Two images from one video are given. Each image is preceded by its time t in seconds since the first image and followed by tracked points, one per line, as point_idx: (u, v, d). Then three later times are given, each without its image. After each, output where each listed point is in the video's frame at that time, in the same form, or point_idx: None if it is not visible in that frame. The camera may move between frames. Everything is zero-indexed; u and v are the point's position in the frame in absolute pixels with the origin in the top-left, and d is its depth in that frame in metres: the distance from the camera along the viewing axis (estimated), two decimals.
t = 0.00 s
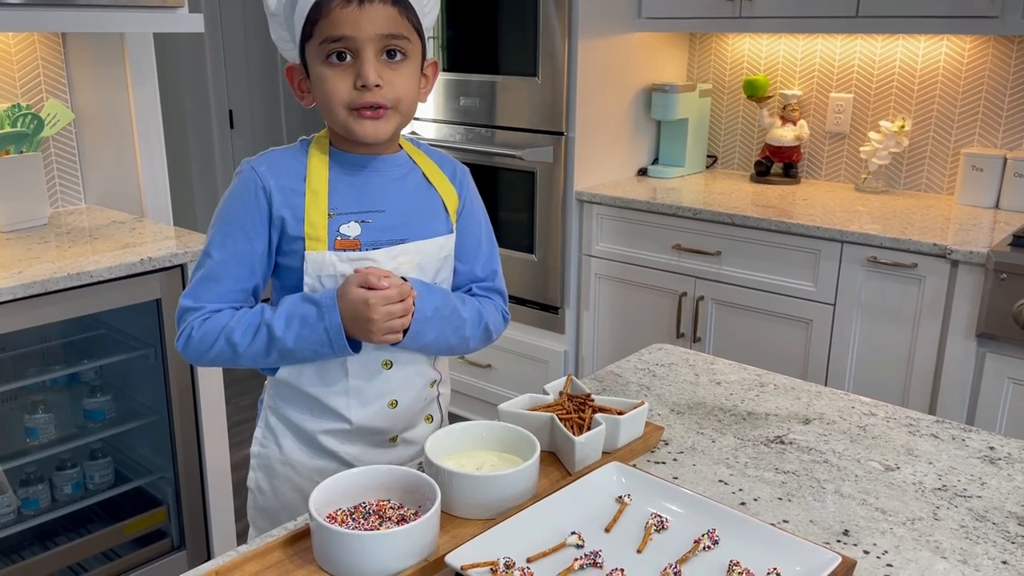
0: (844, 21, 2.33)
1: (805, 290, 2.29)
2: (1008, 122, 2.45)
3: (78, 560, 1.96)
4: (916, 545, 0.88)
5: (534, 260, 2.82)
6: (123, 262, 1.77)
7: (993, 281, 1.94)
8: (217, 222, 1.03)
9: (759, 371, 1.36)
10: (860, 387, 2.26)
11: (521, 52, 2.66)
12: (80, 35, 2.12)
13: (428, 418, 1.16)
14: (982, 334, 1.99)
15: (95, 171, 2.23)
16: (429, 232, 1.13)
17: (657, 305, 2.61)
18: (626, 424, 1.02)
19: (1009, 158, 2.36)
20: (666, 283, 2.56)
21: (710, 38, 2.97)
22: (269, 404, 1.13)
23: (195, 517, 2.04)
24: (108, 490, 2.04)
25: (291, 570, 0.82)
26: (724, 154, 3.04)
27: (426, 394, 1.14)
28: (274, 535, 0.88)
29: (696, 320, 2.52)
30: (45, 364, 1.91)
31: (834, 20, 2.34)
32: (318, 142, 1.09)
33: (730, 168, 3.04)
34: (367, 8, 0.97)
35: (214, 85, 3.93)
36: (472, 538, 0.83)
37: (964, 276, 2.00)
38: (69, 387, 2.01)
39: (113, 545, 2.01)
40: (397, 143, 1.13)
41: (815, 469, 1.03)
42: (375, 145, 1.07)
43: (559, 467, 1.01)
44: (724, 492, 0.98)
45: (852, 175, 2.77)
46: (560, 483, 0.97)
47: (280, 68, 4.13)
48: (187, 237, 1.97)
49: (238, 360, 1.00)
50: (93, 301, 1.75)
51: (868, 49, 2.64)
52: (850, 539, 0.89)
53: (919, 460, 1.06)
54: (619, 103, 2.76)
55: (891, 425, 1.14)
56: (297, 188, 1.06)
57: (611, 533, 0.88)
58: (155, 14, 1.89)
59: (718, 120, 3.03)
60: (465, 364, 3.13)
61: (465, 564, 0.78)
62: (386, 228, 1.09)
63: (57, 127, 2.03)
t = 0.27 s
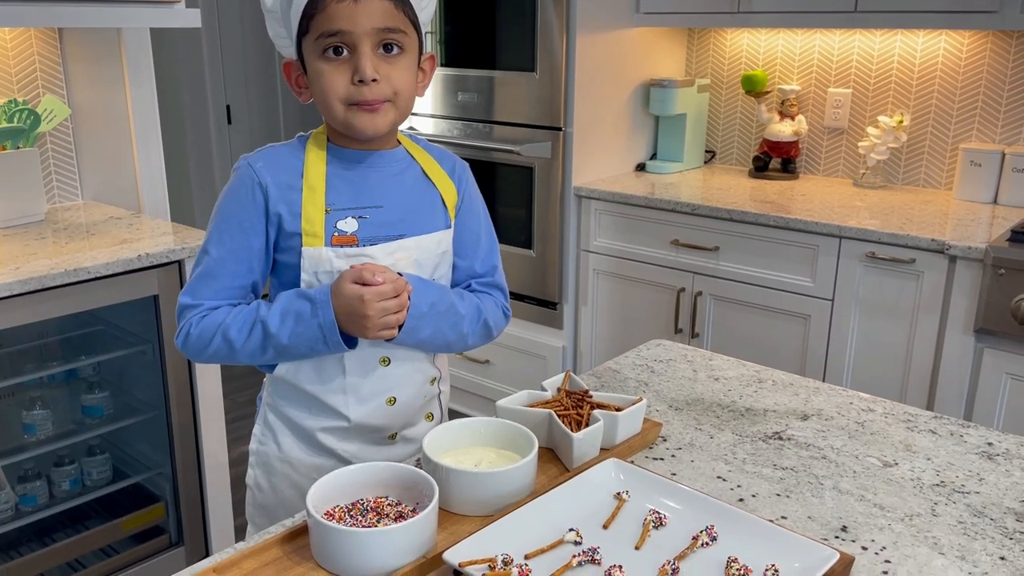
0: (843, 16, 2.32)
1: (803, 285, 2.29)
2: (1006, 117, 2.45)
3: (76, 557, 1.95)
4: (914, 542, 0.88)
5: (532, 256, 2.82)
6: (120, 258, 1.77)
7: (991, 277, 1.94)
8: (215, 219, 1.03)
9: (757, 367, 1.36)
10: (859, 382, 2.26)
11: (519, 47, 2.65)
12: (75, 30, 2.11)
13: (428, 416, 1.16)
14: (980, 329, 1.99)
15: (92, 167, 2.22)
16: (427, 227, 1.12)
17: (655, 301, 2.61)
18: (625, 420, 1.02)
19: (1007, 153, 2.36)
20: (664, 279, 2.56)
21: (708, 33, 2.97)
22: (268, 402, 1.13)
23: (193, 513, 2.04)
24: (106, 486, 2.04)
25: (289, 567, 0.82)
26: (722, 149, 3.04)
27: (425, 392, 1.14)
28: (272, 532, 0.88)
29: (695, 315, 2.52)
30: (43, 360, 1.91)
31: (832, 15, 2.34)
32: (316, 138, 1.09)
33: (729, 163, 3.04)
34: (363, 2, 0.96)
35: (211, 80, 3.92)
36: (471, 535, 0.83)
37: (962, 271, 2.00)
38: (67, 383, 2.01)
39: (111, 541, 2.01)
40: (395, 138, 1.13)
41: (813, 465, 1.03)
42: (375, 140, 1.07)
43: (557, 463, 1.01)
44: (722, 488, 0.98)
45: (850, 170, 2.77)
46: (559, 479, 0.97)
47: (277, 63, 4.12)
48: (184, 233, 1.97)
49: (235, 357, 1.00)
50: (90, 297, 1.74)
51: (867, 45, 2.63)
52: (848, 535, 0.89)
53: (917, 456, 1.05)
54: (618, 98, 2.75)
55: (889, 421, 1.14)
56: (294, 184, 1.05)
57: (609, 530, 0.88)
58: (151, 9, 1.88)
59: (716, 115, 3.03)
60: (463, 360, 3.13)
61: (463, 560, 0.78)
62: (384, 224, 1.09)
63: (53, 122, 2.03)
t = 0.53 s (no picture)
0: (839, 7, 2.32)
1: (798, 277, 2.29)
2: (1001, 109, 2.45)
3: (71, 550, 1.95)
4: (909, 533, 0.88)
5: (528, 249, 2.81)
6: (114, 251, 1.76)
7: (986, 269, 1.95)
8: (205, 209, 1.03)
9: (752, 359, 1.35)
10: (854, 374, 2.27)
11: (515, 38, 2.64)
12: (68, 21, 2.09)
13: (423, 412, 1.16)
14: (975, 321, 1.99)
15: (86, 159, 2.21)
16: (417, 218, 1.12)
17: (650, 293, 2.61)
18: (620, 412, 1.02)
19: (1003, 145, 2.36)
20: (660, 271, 2.56)
21: (704, 25, 2.96)
22: (260, 398, 1.13)
23: (189, 507, 2.04)
24: (101, 479, 2.04)
25: (282, 561, 0.81)
26: (718, 141, 3.03)
27: (418, 386, 1.13)
28: (266, 525, 0.88)
29: (690, 307, 2.52)
30: (37, 354, 1.91)
31: (828, 7, 2.33)
32: (307, 129, 1.08)
33: (725, 156, 3.03)
34: None
35: (205, 72, 3.90)
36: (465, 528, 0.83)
37: (957, 263, 2.00)
38: (61, 376, 2.00)
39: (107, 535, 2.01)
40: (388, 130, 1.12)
41: (808, 457, 1.03)
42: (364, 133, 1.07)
43: (552, 455, 1.01)
44: (717, 480, 0.98)
45: (846, 162, 2.77)
46: (553, 471, 0.97)
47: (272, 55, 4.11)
48: (179, 226, 1.96)
49: (224, 346, 1.00)
50: (84, 291, 1.74)
51: (863, 36, 2.63)
52: (842, 527, 0.89)
53: (912, 447, 1.06)
54: (613, 89, 2.74)
55: (884, 413, 1.15)
56: (284, 174, 1.05)
57: (604, 523, 0.87)
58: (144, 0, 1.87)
59: (712, 107, 3.03)
60: (459, 353, 3.12)
61: (458, 554, 0.78)
62: (374, 215, 1.09)
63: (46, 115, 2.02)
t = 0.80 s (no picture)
0: None
1: (790, 265, 2.30)
2: (993, 96, 2.45)
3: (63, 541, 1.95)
4: (899, 519, 0.88)
5: (520, 237, 2.80)
6: (103, 240, 1.75)
7: (978, 256, 1.95)
8: (191, 202, 1.02)
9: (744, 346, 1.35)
10: (846, 361, 2.27)
11: (506, 26, 2.63)
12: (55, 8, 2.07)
13: (419, 399, 1.15)
14: (967, 308, 2.00)
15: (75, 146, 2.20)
16: (407, 206, 1.11)
17: (643, 281, 2.61)
18: (611, 400, 1.02)
19: (995, 132, 2.36)
20: (653, 259, 2.56)
21: (697, 12, 2.95)
22: (255, 389, 1.12)
23: (182, 497, 2.04)
24: (93, 470, 2.03)
25: (273, 550, 0.81)
26: (711, 129, 3.03)
27: (414, 373, 1.13)
28: (256, 515, 0.87)
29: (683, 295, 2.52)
30: (27, 344, 1.90)
31: None
32: (292, 119, 1.07)
33: (717, 143, 3.03)
34: None
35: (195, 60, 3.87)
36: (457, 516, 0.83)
37: (949, 250, 2.01)
38: (52, 366, 2.00)
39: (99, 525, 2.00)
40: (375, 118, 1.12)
41: (800, 444, 1.03)
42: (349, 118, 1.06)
43: (544, 444, 1.01)
44: (709, 468, 0.98)
45: (838, 150, 2.77)
46: (545, 460, 0.97)
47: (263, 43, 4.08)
48: (168, 215, 1.95)
49: (216, 341, 0.99)
50: (73, 280, 1.72)
51: (855, 23, 2.62)
52: (834, 513, 0.89)
53: (903, 434, 1.06)
54: (606, 77, 2.73)
55: (875, 399, 1.15)
56: (270, 165, 1.04)
57: (595, 511, 0.87)
58: None
59: (704, 95, 3.02)
60: (452, 342, 3.12)
61: (449, 542, 0.78)
62: (363, 203, 1.08)
63: (33, 103, 2.00)
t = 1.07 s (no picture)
0: None
1: (779, 248, 2.29)
2: (983, 78, 2.44)
3: (50, 528, 1.93)
4: (888, 503, 0.88)
5: (509, 221, 2.78)
6: (86, 226, 1.73)
7: (966, 238, 1.95)
8: (176, 184, 1.00)
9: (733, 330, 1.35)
10: (835, 344, 2.27)
11: (494, 8, 2.60)
12: None
13: (413, 379, 1.15)
14: (955, 291, 2.00)
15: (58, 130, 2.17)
16: (397, 183, 1.10)
17: (633, 265, 2.60)
18: (599, 386, 1.01)
19: (984, 114, 2.36)
20: (643, 243, 2.55)
21: None
22: (247, 375, 1.10)
23: (169, 483, 2.02)
24: (80, 457, 2.02)
25: (257, 538, 0.80)
26: (700, 112, 3.01)
27: (409, 351, 1.13)
28: (240, 503, 0.86)
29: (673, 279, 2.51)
30: (11, 331, 1.88)
31: None
32: (277, 99, 1.05)
33: (707, 127, 3.01)
34: None
35: (180, 43, 3.81)
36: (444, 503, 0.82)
37: (937, 233, 2.01)
38: (37, 353, 1.98)
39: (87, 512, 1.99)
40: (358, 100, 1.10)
41: (788, 428, 1.03)
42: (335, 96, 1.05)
43: (531, 429, 1.00)
44: (697, 452, 0.97)
45: (828, 133, 2.76)
46: (533, 445, 0.96)
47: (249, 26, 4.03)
48: (153, 200, 1.92)
49: (204, 322, 0.97)
50: (56, 266, 1.70)
51: (845, 5, 2.61)
52: (822, 497, 0.89)
53: (892, 417, 1.05)
54: (595, 59, 2.71)
55: (864, 382, 1.14)
56: (258, 144, 1.02)
57: (583, 496, 0.86)
58: None
59: (694, 78, 3.00)
60: (442, 327, 3.11)
61: (434, 530, 0.77)
62: (355, 181, 1.07)
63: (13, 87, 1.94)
